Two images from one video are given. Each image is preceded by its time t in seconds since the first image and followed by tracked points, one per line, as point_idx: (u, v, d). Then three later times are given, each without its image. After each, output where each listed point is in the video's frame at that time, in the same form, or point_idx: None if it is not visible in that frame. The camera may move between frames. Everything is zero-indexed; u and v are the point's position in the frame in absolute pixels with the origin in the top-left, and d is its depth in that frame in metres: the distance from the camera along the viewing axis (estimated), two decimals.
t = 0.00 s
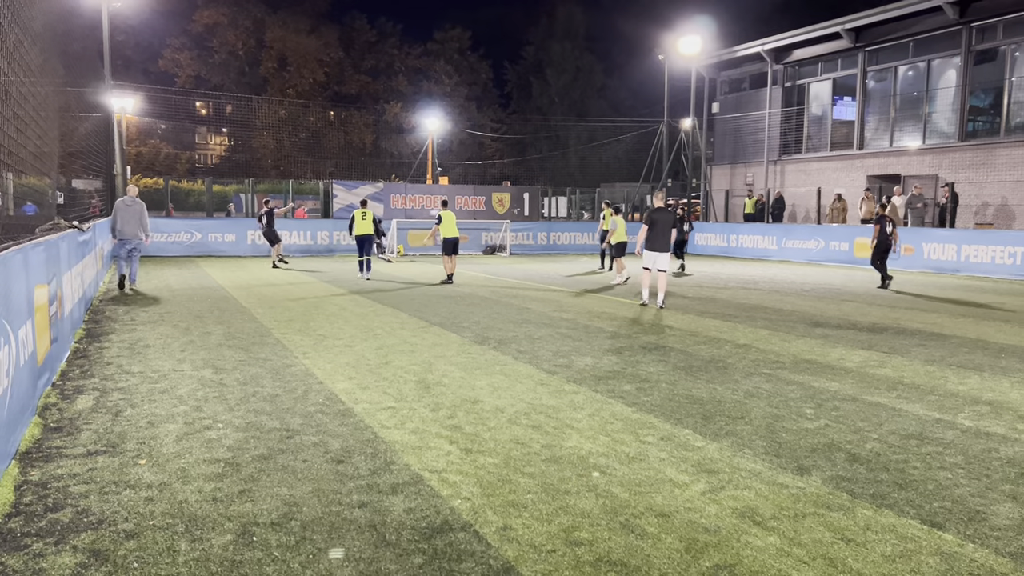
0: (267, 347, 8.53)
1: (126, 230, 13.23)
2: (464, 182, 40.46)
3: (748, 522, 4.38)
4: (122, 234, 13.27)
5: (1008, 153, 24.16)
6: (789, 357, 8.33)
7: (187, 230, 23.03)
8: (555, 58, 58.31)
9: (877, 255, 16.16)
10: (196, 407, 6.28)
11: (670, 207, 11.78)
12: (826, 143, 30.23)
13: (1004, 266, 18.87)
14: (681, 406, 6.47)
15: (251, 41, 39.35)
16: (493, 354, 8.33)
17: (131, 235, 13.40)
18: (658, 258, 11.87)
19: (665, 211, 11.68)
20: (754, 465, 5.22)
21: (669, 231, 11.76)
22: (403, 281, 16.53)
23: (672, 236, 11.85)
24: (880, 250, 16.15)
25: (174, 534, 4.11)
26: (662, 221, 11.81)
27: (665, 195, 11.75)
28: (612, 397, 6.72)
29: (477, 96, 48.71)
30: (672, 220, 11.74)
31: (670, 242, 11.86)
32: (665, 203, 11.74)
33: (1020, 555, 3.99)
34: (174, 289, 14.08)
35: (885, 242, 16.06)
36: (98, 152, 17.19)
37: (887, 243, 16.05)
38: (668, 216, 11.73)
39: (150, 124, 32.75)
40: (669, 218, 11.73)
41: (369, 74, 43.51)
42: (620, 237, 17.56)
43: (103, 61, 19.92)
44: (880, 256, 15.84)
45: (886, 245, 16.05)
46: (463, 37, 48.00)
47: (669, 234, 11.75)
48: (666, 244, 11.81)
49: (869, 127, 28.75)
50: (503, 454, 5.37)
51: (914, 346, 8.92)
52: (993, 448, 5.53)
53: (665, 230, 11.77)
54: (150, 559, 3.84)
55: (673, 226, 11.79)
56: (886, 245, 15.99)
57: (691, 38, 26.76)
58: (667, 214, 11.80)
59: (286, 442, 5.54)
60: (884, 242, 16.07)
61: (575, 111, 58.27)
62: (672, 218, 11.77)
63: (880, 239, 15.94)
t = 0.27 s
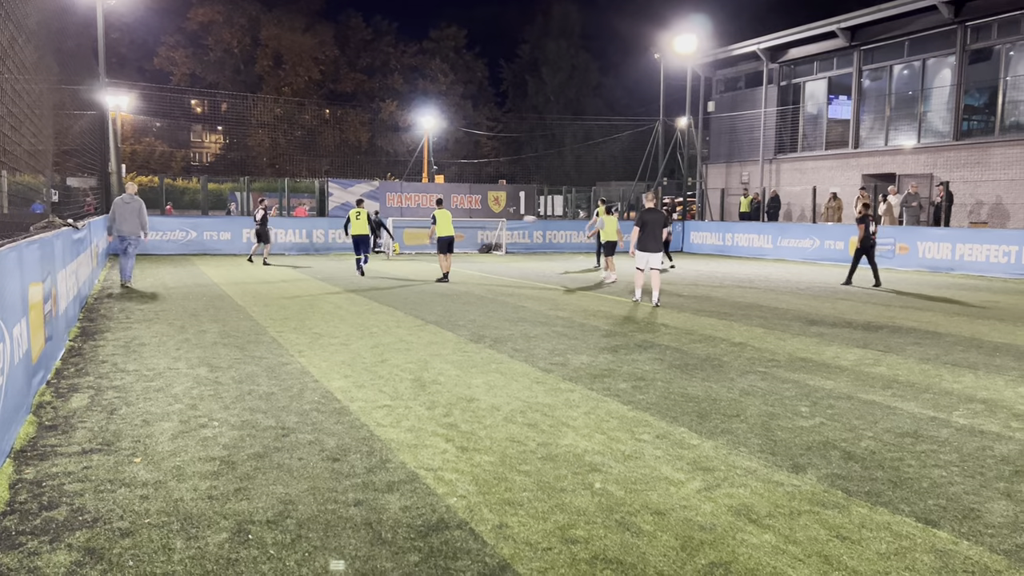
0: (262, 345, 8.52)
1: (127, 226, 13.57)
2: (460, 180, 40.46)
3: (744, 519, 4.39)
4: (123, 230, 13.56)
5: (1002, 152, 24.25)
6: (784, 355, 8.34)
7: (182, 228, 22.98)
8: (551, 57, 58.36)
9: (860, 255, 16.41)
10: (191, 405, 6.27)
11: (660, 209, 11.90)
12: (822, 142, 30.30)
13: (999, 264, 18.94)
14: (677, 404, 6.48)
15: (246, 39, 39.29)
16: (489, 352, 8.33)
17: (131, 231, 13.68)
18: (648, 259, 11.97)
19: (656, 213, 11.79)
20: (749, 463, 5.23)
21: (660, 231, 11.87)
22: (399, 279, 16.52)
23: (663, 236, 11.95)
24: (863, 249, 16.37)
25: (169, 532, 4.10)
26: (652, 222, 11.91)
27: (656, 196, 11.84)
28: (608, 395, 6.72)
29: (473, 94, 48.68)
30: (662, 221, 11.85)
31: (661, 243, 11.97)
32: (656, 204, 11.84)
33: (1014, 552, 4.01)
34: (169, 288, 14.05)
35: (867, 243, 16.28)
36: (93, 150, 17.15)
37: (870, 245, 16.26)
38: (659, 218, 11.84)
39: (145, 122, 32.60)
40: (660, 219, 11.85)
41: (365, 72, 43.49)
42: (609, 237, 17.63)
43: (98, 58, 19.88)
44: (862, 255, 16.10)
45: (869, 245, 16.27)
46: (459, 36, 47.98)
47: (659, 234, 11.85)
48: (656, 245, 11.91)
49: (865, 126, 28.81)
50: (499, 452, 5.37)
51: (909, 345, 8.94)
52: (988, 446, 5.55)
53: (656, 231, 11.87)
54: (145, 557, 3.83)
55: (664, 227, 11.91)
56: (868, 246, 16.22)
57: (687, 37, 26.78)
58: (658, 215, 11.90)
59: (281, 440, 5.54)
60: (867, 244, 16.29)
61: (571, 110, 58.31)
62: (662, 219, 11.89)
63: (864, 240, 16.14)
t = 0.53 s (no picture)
0: (257, 343, 8.50)
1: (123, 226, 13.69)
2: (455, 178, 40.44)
3: (738, 517, 4.40)
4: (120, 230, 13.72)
5: (996, 151, 24.33)
6: (778, 353, 8.36)
7: (176, 226, 22.92)
8: (546, 55, 58.35)
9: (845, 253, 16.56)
10: (185, 403, 6.26)
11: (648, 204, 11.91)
12: (816, 141, 30.37)
13: (992, 263, 19.01)
14: (671, 402, 6.49)
15: (241, 37, 39.21)
16: (484, 350, 8.33)
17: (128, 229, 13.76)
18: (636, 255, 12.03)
19: (644, 209, 11.81)
20: (743, 461, 5.24)
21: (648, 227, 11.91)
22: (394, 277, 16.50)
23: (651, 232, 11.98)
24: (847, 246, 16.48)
25: (163, 530, 4.09)
26: (641, 219, 11.93)
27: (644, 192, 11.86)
28: (603, 393, 6.72)
29: (469, 92, 48.64)
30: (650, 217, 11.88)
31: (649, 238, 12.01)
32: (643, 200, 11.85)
33: (1007, 549, 4.02)
34: (163, 286, 14.01)
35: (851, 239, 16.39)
36: (86, 148, 17.09)
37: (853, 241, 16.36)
38: (647, 214, 11.86)
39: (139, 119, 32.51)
40: (647, 215, 11.87)
41: (360, 70, 43.42)
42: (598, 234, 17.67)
43: (92, 56, 19.82)
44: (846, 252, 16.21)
45: (853, 241, 16.40)
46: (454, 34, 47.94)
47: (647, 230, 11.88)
48: (644, 240, 11.95)
49: (859, 124, 28.85)
50: (494, 450, 5.37)
51: (903, 343, 8.97)
52: (981, 443, 5.57)
53: (644, 227, 11.91)
54: (139, 556, 3.82)
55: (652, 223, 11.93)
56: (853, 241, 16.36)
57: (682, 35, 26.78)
58: (646, 211, 11.92)
59: (276, 438, 5.53)
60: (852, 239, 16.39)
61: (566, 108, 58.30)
62: (650, 215, 11.90)
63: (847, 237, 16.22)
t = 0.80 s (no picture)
0: (251, 342, 8.49)
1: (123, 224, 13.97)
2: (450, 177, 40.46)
3: (732, 515, 4.40)
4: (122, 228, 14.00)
5: (990, 150, 24.41)
6: (772, 352, 8.37)
7: (171, 224, 22.87)
8: (542, 54, 58.36)
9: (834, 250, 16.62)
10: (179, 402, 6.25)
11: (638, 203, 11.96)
12: (811, 140, 30.42)
13: (986, 261, 19.06)
14: (665, 400, 6.49)
15: (235, 35, 39.19)
16: (479, 349, 8.33)
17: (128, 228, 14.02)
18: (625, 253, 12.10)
19: (634, 208, 11.86)
20: (737, 459, 5.24)
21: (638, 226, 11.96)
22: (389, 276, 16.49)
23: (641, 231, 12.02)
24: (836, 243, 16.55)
25: (155, 529, 4.08)
26: (631, 217, 11.99)
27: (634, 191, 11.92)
28: (597, 392, 6.72)
29: (464, 91, 48.64)
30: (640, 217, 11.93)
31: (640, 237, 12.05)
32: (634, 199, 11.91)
33: (999, 546, 4.03)
34: (158, 284, 13.99)
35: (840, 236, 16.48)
36: (80, 146, 17.05)
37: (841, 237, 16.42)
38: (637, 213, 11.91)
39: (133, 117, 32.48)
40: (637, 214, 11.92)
41: (354, 68, 43.41)
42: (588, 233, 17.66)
43: (86, 54, 19.78)
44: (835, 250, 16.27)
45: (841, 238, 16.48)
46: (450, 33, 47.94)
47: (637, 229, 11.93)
48: (634, 239, 12.00)
49: (853, 123, 28.91)
50: (488, 448, 5.37)
51: (896, 341, 8.99)
52: (973, 441, 5.58)
53: (634, 226, 11.96)
54: (131, 554, 3.81)
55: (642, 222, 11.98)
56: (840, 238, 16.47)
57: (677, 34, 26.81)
58: (637, 210, 11.97)
59: (269, 437, 5.52)
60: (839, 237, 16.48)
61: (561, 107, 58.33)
62: (640, 214, 11.96)
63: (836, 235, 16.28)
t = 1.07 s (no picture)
0: (244, 341, 8.47)
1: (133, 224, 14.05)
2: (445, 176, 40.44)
3: (725, 514, 4.40)
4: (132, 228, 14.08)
5: (983, 149, 24.49)
6: (766, 350, 8.37)
7: (165, 224, 22.82)
8: (537, 53, 58.36)
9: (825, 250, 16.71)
10: (171, 401, 6.23)
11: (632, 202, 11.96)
12: (805, 139, 30.44)
13: (980, 260, 19.11)
14: (659, 399, 6.49)
15: (229, 33, 39.09)
16: (473, 348, 8.31)
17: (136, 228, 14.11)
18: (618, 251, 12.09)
19: (628, 207, 11.85)
20: (731, 458, 5.24)
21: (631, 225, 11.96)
22: (383, 275, 16.47)
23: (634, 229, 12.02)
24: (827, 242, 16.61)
25: (147, 529, 4.06)
26: (625, 216, 11.98)
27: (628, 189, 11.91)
28: (591, 391, 6.71)
29: (460, 90, 48.61)
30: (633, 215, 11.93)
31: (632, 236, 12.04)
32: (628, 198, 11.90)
33: (992, 544, 4.04)
34: (152, 284, 13.96)
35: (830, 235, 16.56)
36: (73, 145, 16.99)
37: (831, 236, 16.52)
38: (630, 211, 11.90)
39: (126, 116, 32.42)
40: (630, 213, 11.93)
41: (349, 67, 43.35)
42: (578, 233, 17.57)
43: (79, 53, 19.70)
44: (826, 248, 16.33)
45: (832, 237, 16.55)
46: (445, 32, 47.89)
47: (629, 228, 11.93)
48: (627, 238, 12.00)
49: (847, 123, 28.95)
50: (481, 447, 5.37)
51: (889, 340, 9.01)
52: (966, 440, 5.59)
53: (626, 224, 11.95)
54: (123, 554, 3.80)
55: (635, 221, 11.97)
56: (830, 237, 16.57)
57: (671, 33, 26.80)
58: (631, 209, 11.96)
59: (262, 436, 5.50)
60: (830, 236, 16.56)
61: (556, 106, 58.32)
62: (634, 213, 11.95)
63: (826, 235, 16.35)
